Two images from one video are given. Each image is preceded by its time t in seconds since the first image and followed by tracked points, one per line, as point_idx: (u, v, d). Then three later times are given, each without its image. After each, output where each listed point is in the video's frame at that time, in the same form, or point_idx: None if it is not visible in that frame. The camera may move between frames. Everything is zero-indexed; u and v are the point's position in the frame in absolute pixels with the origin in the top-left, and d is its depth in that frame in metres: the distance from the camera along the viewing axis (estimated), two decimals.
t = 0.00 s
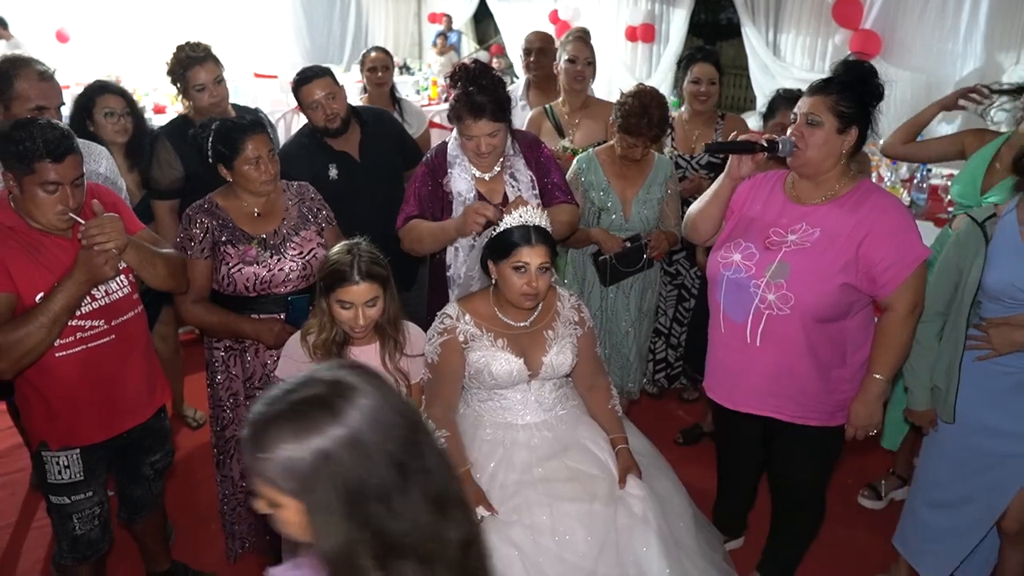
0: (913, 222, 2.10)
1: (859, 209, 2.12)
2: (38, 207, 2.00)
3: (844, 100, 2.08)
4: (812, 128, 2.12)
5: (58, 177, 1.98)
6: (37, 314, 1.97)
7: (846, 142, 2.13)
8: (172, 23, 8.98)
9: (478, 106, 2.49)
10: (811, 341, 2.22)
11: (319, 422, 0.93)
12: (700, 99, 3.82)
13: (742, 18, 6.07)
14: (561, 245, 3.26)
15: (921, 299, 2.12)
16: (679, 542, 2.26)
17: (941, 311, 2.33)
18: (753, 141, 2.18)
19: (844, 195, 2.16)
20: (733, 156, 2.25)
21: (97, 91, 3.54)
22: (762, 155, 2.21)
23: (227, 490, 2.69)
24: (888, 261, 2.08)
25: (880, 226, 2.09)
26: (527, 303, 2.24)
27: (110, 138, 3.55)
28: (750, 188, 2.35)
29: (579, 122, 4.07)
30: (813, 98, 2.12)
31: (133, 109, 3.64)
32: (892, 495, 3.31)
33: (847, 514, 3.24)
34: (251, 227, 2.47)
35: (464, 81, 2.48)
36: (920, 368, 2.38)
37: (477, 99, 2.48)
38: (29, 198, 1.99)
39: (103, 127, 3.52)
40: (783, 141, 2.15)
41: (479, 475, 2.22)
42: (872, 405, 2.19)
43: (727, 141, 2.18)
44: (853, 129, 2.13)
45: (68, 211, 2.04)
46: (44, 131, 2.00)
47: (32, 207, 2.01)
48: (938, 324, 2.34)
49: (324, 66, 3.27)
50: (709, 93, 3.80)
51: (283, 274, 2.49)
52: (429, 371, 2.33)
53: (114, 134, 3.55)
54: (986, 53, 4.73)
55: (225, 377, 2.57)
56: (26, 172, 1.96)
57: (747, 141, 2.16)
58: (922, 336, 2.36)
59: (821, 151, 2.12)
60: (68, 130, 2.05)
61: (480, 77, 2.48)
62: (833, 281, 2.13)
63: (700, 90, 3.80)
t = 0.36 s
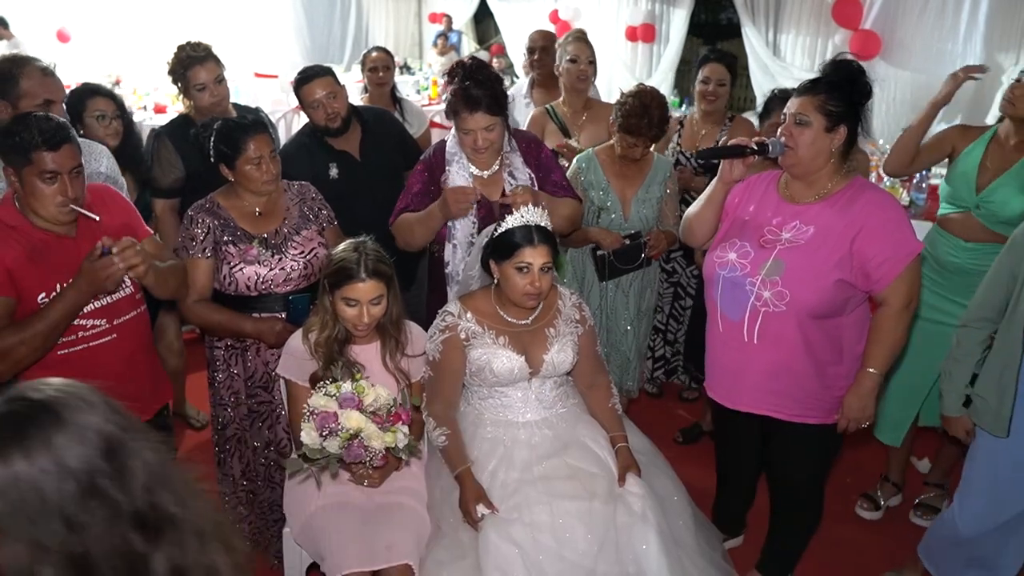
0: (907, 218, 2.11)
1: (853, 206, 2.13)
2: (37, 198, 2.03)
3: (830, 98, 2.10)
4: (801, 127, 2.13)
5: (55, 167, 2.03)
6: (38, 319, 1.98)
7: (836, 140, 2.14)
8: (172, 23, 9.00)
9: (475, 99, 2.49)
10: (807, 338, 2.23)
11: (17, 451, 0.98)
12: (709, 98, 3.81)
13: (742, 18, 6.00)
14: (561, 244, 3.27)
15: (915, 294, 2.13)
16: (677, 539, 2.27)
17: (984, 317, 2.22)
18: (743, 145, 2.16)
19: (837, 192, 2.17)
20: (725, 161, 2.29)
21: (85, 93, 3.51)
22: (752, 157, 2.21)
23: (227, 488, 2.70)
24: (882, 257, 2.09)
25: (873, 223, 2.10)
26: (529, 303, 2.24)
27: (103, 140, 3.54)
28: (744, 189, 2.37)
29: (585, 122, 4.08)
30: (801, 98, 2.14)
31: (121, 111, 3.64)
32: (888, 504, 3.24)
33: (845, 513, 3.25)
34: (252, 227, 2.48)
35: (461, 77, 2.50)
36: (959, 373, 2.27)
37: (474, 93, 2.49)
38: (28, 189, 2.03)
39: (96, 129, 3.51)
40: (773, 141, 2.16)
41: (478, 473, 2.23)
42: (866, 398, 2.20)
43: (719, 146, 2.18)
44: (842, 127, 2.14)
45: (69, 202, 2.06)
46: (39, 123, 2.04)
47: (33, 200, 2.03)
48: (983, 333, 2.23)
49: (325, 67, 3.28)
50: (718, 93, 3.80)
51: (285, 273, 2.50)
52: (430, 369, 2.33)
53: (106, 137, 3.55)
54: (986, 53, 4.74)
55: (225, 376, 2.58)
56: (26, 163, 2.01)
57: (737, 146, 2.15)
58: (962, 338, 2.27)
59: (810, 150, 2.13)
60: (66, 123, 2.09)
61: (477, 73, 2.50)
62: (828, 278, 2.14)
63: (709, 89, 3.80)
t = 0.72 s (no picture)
0: (903, 216, 2.11)
1: (849, 205, 2.13)
2: (43, 193, 2.03)
3: (817, 100, 2.09)
4: (792, 132, 2.13)
5: (58, 159, 2.03)
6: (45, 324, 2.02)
7: (827, 142, 2.14)
8: (172, 22, 8.99)
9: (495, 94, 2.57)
10: (805, 338, 2.23)
11: None
12: (716, 98, 3.80)
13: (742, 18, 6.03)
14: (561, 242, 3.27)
15: (912, 292, 2.13)
16: (677, 539, 2.27)
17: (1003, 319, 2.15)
18: (744, 162, 2.17)
19: (833, 192, 2.17)
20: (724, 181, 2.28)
21: (83, 96, 3.45)
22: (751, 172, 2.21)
23: (227, 489, 2.70)
24: (879, 256, 2.09)
25: (870, 222, 2.10)
26: (529, 303, 2.24)
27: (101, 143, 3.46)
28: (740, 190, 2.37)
29: (578, 121, 4.07)
30: (789, 102, 2.14)
31: (119, 113, 3.58)
32: (888, 504, 3.23)
33: (846, 513, 3.24)
34: (253, 227, 2.48)
35: (477, 73, 2.60)
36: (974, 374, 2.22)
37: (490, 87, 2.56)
38: (33, 184, 2.03)
39: (93, 132, 3.44)
40: (771, 150, 2.17)
41: (479, 473, 2.22)
42: (863, 397, 2.19)
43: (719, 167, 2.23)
44: (833, 128, 2.13)
45: (73, 195, 2.06)
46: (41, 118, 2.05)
47: (39, 194, 2.04)
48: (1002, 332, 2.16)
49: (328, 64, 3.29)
50: (726, 94, 3.79)
51: (285, 273, 2.50)
52: (431, 369, 2.33)
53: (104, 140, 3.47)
54: (986, 53, 4.73)
55: (226, 376, 2.58)
56: (32, 157, 2.01)
57: (737, 163, 2.17)
58: (982, 340, 2.20)
59: (802, 153, 2.13)
60: (68, 119, 2.10)
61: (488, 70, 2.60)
62: (824, 278, 2.14)
63: (717, 89, 3.80)
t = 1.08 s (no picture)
0: (900, 215, 2.09)
1: (845, 204, 2.12)
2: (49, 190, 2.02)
3: (812, 105, 2.08)
4: (788, 137, 2.12)
5: (64, 155, 2.02)
6: (37, 305, 1.97)
7: (824, 143, 2.12)
8: (172, 22, 8.97)
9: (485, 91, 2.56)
10: (803, 339, 2.22)
11: None
12: (716, 97, 3.78)
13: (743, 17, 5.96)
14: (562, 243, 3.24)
15: (911, 292, 2.11)
16: (678, 541, 2.26)
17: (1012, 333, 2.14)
18: (738, 170, 2.24)
19: (830, 191, 2.16)
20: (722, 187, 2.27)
21: (88, 94, 3.42)
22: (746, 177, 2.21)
23: (226, 490, 2.69)
24: (875, 255, 2.08)
25: (866, 221, 2.09)
26: (528, 303, 2.23)
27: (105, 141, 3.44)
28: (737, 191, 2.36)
29: (572, 121, 4.04)
30: (783, 108, 2.12)
31: (124, 112, 3.54)
32: (890, 505, 3.22)
33: (847, 514, 3.23)
34: (252, 228, 2.47)
35: (475, 70, 2.57)
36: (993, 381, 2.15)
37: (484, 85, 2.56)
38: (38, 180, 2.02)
39: (97, 130, 3.41)
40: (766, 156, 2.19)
41: (479, 476, 2.21)
42: (863, 397, 2.18)
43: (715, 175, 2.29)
44: (830, 129, 2.12)
45: (79, 192, 2.05)
46: (46, 115, 2.04)
47: (46, 191, 2.03)
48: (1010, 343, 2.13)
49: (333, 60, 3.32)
50: (726, 94, 3.78)
51: (284, 274, 2.49)
52: (430, 372, 2.32)
53: (106, 138, 3.44)
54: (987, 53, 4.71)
55: (225, 377, 2.57)
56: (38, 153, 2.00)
57: (732, 171, 2.24)
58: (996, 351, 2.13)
59: (800, 157, 2.12)
60: (70, 114, 2.09)
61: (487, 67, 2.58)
62: (821, 278, 2.13)
63: (716, 88, 3.78)
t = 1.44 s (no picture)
0: (900, 215, 2.08)
1: (845, 205, 2.11)
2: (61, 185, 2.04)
3: (804, 111, 2.07)
4: (783, 144, 2.10)
5: (74, 150, 2.03)
6: (56, 297, 1.97)
7: (820, 145, 2.11)
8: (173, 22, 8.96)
9: (463, 90, 2.57)
10: (804, 341, 2.21)
11: None
12: (699, 97, 3.78)
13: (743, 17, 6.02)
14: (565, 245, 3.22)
15: (913, 292, 2.10)
16: (679, 543, 2.25)
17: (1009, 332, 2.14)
18: (737, 181, 2.33)
19: (830, 192, 2.15)
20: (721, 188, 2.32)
21: (98, 90, 3.41)
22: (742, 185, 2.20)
23: (226, 492, 2.68)
24: (875, 255, 2.07)
25: (866, 222, 2.08)
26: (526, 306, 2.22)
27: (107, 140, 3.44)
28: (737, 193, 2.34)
29: (569, 122, 4.03)
30: (774, 115, 2.11)
31: (134, 110, 3.53)
32: (891, 507, 3.21)
33: (848, 516, 3.21)
34: (251, 229, 2.46)
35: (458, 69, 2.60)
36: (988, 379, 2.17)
37: (464, 85, 2.56)
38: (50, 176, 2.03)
39: (105, 127, 3.39)
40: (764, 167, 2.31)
41: (479, 478, 2.20)
42: (865, 398, 2.17)
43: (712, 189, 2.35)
44: (824, 130, 2.11)
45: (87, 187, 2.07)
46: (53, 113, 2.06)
47: (55, 186, 2.04)
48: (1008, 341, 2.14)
49: (338, 59, 3.33)
50: (710, 92, 3.77)
51: (284, 274, 2.47)
52: (431, 373, 2.31)
53: (113, 135, 3.41)
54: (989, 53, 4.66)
55: (224, 378, 2.56)
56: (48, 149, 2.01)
57: (730, 184, 2.32)
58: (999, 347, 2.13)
59: (797, 163, 2.10)
60: (77, 111, 2.10)
61: (475, 67, 2.60)
62: (821, 279, 2.12)
63: (700, 88, 3.78)
